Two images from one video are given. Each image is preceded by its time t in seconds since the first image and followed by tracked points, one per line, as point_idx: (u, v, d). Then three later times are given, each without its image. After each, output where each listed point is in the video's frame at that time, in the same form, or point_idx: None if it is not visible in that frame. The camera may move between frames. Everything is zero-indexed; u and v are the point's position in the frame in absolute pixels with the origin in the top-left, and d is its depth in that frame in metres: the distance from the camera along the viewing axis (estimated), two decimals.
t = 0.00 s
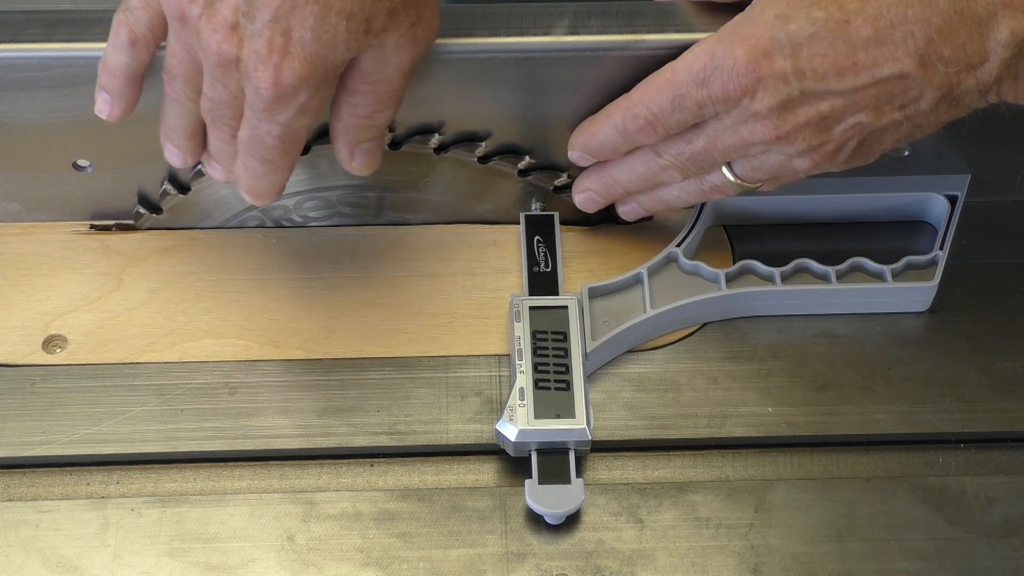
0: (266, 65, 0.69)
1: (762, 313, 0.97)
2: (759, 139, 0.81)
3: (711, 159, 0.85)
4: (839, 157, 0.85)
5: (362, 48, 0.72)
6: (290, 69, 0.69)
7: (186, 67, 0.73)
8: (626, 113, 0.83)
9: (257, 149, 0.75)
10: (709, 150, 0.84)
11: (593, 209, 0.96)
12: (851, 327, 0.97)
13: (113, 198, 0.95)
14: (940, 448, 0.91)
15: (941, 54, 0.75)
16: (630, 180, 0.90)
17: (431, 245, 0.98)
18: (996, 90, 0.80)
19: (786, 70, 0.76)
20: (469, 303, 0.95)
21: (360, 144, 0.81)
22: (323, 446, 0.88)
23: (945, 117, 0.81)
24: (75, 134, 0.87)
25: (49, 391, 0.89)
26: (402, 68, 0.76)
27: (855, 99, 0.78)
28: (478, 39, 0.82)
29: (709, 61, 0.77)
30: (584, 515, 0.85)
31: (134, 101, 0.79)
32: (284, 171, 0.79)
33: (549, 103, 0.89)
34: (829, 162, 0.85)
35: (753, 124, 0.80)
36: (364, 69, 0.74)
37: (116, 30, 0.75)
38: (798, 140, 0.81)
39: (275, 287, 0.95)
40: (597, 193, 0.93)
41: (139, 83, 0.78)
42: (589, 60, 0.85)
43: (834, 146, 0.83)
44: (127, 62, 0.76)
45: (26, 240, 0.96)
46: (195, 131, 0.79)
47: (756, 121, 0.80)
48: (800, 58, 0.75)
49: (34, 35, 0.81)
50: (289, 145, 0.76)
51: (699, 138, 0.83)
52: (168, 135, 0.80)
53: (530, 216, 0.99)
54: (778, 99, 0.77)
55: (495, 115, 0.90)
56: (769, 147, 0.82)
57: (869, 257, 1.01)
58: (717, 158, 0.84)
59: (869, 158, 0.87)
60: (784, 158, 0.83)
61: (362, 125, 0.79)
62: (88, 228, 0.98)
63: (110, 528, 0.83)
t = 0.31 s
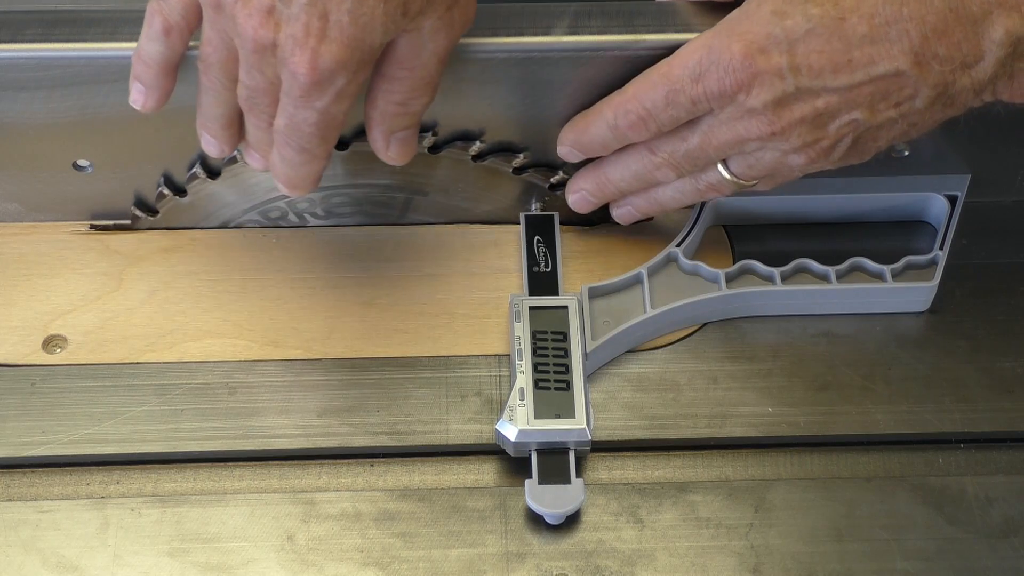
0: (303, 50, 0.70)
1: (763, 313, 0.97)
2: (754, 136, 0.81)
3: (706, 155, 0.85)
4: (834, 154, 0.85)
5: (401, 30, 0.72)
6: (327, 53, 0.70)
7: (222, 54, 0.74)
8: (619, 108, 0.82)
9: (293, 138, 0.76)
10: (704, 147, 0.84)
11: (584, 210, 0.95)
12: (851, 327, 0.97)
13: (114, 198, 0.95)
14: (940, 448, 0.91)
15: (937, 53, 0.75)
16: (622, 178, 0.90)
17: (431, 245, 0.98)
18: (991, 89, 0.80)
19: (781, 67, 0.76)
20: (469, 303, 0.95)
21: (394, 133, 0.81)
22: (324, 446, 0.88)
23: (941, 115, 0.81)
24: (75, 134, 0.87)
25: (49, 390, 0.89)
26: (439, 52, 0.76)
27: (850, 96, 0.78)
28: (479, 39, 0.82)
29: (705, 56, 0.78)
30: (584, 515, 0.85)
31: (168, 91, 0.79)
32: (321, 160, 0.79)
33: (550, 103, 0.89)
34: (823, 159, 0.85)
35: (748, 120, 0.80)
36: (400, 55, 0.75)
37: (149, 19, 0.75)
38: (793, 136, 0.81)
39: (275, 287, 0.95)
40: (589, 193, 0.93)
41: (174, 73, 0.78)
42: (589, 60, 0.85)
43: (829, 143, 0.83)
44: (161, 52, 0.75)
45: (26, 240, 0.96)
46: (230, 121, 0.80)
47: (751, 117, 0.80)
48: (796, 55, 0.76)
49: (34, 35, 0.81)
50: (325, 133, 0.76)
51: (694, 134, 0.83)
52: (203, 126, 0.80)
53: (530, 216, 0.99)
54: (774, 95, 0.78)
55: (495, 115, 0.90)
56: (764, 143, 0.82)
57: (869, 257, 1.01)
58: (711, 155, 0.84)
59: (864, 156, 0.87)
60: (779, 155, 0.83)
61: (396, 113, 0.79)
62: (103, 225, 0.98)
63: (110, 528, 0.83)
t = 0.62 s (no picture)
0: (345, 37, 0.68)
1: (763, 313, 0.97)
2: (751, 130, 0.81)
3: (700, 151, 0.84)
4: (830, 151, 0.84)
5: (440, 17, 0.72)
6: (369, 39, 0.69)
7: (259, 47, 0.73)
8: (614, 99, 0.81)
9: (337, 130, 0.75)
10: (699, 142, 0.83)
11: (562, 203, 0.93)
12: (851, 327, 0.97)
13: (114, 198, 0.95)
14: (940, 448, 0.91)
15: (935, 48, 0.76)
16: (611, 174, 0.88)
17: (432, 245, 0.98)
18: (988, 87, 0.81)
19: (780, 61, 0.76)
20: (470, 303, 0.95)
21: (433, 124, 0.81)
22: (324, 446, 0.87)
23: (937, 113, 0.82)
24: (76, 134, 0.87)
25: (49, 390, 0.89)
26: (478, 40, 0.76)
27: (848, 92, 0.78)
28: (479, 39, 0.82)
29: (704, 50, 0.77)
30: (584, 515, 0.85)
31: (202, 80, 0.79)
32: (364, 154, 0.78)
33: (550, 103, 0.89)
34: (820, 156, 0.85)
35: (745, 115, 0.80)
36: (438, 43, 0.75)
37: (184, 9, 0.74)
38: (790, 131, 0.81)
39: (275, 287, 0.95)
40: (571, 185, 0.91)
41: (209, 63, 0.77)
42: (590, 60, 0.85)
43: (825, 140, 0.83)
44: (196, 42, 0.75)
45: (27, 240, 0.96)
46: (268, 115, 0.79)
47: (749, 112, 0.79)
48: (795, 49, 0.76)
49: (34, 35, 0.81)
50: (369, 124, 0.75)
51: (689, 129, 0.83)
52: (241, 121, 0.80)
53: (530, 216, 0.99)
54: (772, 89, 0.77)
55: (496, 115, 0.90)
56: (760, 139, 0.81)
57: (869, 257, 1.01)
58: (706, 151, 0.84)
59: (859, 156, 0.87)
60: (775, 151, 0.83)
61: (435, 102, 0.79)
62: (139, 225, 0.97)
63: (110, 528, 0.83)
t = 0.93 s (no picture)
0: (404, 31, 0.68)
1: (763, 313, 0.97)
2: (756, 134, 0.81)
3: (706, 157, 0.84)
4: (835, 153, 0.85)
5: (497, 7, 0.71)
6: (429, 32, 0.68)
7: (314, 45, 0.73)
8: (619, 105, 0.82)
9: (396, 126, 0.75)
10: (704, 147, 0.83)
11: (576, 190, 0.94)
12: (851, 327, 0.97)
13: (115, 198, 0.95)
14: (940, 448, 0.91)
15: (939, 49, 0.75)
16: (618, 175, 0.89)
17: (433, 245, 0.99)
18: (992, 87, 0.80)
19: (783, 64, 0.76)
20: (470, 303, 0.95)
21: (490, 118, 0.80)
22: (324, 446, 0.87)
23: (941, 113, 0.81)
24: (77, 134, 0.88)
25: (49, 391, 0.89)
26: (535, 31, 0.74)
27: (852, 93, 0.78)
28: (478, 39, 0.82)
29: (708, 54, 0.77)
30: (584, 515, 0.85)
31: (253, 78, 0.78)
32: (422, 149, 0.78)
33: (549, 103, 0.89)
34: (824, 158, 0.84)
35: (749, 118, 0.80)
36: (496, 35, 0.73)
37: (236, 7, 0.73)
38: (795, 134, 0.81)
39: (276, 287, 0.95)
40: (583, 178, 0.92)
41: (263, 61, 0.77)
42: (590, 60, 0.84)
43: (830, 142, 0.83)
44: (248, 41, 0.74)
45: (27, 240, 0.96)
46: (322, 111, 0.79)
47: (753, 115, 0.79)
48: (798, 52, 0.76)
49: (34, 35, 0.81)
50: (427, 118, 0.75)
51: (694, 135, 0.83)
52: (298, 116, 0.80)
53: (530, 216, 0.98)
54: (776, 92, 0.77)
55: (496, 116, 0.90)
56: (765, 142, 0.81)
57: (869, 257, 1.01)
58: (711, 155, 0.84)
59: (863, 158, 0.87)
60: (780, 154, 0.83)
61: (492, 95, 0.78)
62: (144, 224, 0.97)
63: (110, 528, 0.83)
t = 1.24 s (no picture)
0: (441, 27, 0.67)
1: (763, 313, 0.97)
2: (758, 131, 0.81)
3: (706, 156, 0.84)
4: (836, 152, 0.84)
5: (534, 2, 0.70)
6: (466, 28, 0.67)
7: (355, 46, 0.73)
8: (619, 105, 0.81)
9: (438, 124, 0.75)
10: (705, 146, 0.83)
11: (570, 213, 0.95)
12: (851, 327, 0.97)
13: (115, 198, 0.95)
14: (940, 448, 0.91)
15: (940, 45, 0.76)
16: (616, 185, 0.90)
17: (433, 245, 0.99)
18: (993, 85, 0.80)
19: (786, 60, 0.76)
20: (470, 303, 0.95)
21: (528, 113, 0.80)
22: (323, 446, 0.87)
23: (942, 111, 0.82)
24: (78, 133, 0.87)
25: (49, 391, 0.89)
26: (572, 26, 0.73)
27: (854, 90, 0.78)
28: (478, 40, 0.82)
29: (709, 51, 0.77)
30: (584, 515, 0.85)
31: (289, 82, 0.79)
32: (468, 146, 0.79)
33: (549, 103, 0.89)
34: (825, 157, 0.84)
35: (751, 116, 0.80)
36: (533, 30, 0.73)
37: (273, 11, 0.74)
38: (796, 132, 0.81)
39: (276, 286, 0.95)
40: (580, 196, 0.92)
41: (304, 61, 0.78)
42: (590, 61, 0.85)
43: (831, 140, 0.83)
44: (284, 44, 0.75)
45: (27, 240, 0.96)
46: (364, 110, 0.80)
47: (755, 113, 0.79)
48: (800, 48, 0.76)
49: (34, 35, 0.81)
50: (469, 114, 0.75)
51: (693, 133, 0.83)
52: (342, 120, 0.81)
53: (530, 216, 0.98)
54: (778, 88, 0.77)
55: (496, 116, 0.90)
56: (766, 140, 0.81)
57: (869, 257, 1.01)
58: (712, 154, 0.84)
59: (864, 157, 0.87)
60: (781, 152, 0.83)
61: (526, 89, 0.77)
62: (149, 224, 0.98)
63: (110, 528, 0.83)
